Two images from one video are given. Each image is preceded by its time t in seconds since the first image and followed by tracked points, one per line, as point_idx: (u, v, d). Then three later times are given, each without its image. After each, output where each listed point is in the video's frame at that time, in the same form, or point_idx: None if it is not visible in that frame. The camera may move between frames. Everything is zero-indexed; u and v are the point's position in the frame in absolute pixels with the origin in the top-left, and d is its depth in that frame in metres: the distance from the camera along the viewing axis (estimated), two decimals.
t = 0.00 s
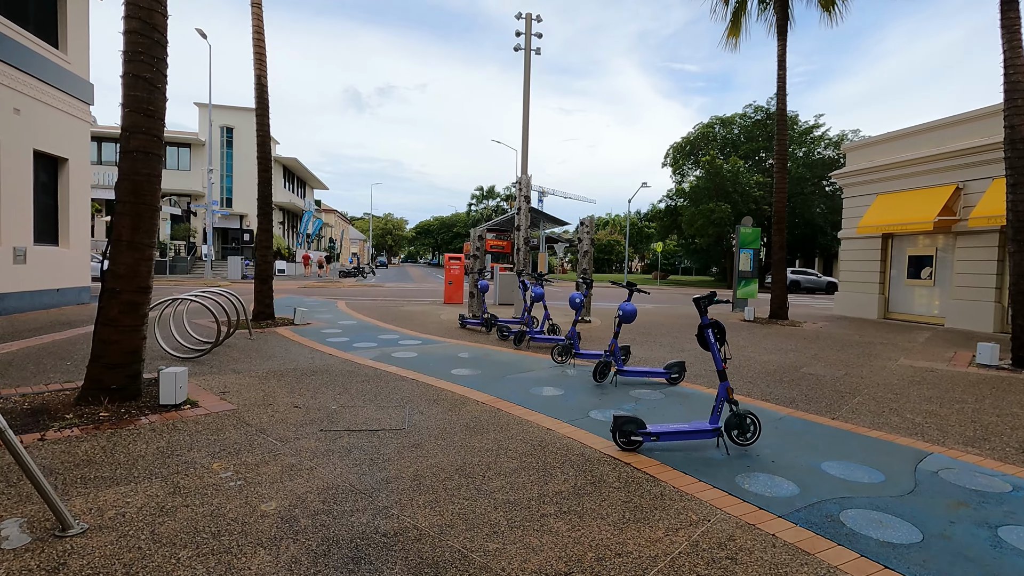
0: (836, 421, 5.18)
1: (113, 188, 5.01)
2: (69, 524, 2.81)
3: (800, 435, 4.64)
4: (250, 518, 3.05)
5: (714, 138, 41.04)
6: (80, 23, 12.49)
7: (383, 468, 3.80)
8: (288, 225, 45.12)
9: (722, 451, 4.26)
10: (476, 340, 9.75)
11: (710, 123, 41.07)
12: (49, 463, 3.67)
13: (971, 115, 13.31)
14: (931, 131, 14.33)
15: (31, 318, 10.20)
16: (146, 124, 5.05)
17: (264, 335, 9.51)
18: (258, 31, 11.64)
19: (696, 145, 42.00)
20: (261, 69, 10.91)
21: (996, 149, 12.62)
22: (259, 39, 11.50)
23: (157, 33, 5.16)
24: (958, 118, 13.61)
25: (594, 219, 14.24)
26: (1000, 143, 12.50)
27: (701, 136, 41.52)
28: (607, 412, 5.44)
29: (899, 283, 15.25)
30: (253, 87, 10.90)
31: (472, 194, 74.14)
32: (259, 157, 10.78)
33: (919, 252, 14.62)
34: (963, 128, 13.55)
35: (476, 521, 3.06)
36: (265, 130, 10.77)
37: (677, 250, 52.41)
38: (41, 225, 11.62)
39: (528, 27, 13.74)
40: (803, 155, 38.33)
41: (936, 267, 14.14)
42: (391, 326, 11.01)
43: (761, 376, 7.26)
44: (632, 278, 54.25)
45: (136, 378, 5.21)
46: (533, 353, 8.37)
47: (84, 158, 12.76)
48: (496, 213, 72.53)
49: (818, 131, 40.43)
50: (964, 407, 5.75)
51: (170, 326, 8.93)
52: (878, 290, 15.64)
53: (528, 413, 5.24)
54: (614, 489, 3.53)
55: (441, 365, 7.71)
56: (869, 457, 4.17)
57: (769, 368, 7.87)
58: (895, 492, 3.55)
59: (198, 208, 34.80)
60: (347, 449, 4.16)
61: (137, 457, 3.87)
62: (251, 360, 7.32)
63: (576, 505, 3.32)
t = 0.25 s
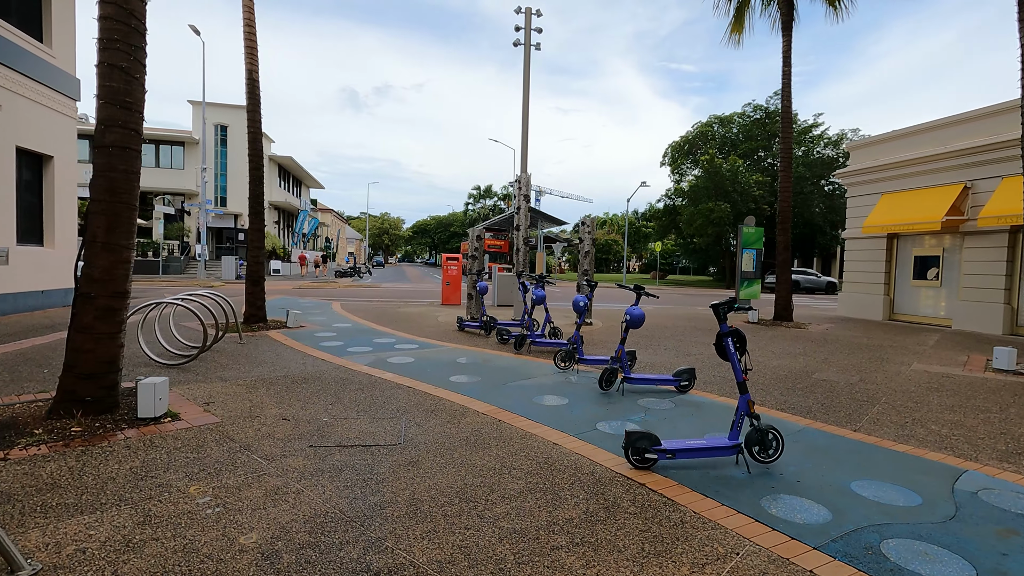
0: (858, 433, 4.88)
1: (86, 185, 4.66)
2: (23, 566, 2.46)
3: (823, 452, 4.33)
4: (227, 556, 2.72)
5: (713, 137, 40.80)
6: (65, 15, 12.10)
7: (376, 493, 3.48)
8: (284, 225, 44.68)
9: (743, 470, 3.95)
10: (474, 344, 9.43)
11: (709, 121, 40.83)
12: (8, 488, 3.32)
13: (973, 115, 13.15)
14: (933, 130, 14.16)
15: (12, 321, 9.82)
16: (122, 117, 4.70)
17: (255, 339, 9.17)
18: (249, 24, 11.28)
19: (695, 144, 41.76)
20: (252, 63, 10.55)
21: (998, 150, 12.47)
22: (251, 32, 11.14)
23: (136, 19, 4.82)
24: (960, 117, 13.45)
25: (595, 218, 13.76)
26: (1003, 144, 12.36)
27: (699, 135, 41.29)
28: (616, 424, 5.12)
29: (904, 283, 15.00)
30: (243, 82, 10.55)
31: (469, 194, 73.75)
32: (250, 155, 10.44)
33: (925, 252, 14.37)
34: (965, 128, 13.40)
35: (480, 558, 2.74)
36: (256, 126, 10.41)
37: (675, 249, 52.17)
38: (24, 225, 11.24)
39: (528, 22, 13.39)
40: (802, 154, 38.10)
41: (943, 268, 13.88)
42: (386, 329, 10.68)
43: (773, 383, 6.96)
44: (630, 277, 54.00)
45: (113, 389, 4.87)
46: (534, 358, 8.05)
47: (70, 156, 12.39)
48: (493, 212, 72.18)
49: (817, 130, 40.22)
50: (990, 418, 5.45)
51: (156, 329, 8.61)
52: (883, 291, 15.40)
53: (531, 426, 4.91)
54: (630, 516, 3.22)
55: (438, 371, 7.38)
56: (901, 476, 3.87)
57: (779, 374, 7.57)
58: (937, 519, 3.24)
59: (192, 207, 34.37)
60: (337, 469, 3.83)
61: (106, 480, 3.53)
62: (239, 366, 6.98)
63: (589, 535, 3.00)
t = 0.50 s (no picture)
0: (889, 444, 4.55)
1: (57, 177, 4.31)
2: None
3: (855, 465, 4.00)
4: None
5: (714, 136, 40.49)
6: (53, 7, 11.74)
7: (368, 515, 3.13)
8: (282, 224, 44.28)
9: (772, 487, 3.60)
10: (474, 346, 9.09)
11: (710, 120, 40.53)
12: None
13: (974, 113, 13.10)
14: (934, 128, 14.09)
15: None
16: (96, 103, 4.36)
17: (247, 341, 8.82)
18: (242, 16, 10.93)
19: (696, 144, 41.47)
20: (245, 56, 10.20)
21: (998, 149, 12.44)
22: (244, 24, 10.79)
23: None
24: (961, 116, 13.39)
25: (599, 216, 13.22)
26: (1003, 143, 12.33)
27: (700, 134, 41.01)
28: (629, 434, 4.77)
29: (914, 283, 14.69)
30: (236, 75, 10.20)
31: (468, 193, 73.38)
32: (243, 150, 10.09)
33: (936, 251, 14.06)
34: (966, 126, 13.35)
35: None
36: (249, 121, 10.07)
37: (676, 249, 51.83)
38: (10, 223, 10.89)
39: (529, 15, 13.05)
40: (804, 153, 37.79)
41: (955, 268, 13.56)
42: (384, 331, 10.31)
43: (788, 387, 6.63)
44: (631, 277, 53.62)
45: (87, 396, 4.52)
46: (538, 362, 7.69)
47: (58, 152, 12.03)
48: (493, 212, 71.80)
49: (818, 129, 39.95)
50: None
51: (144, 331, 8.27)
52: (892, 291, 15.08)
53: (538, 437, 4.56)
54: (653, 543, 2.88)
55: (437, 376, 7.03)
56: (944, 493, 3.54)
57: (794, 377, 7.24)
58: (994, 544, 2.91)
59: (188, 206, 33.98)
60: (326, 488, 3.49)
61: (70, 501, 3.18)
62: (228, 371, 6.62)
63: (608, 566, 2.66)
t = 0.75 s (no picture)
0: (924, 461, 4.21)
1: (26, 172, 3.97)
2: None
3: (894, 486, 3.66)
4: None
5: (718, 134, 40.12)
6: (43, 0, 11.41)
7: (359, 549, 2.78)
8: (281, 224, 43.93)
9: (807, 514, 3.26)
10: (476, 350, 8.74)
11: (714, 119, 40.16)
12: None
13: (976, 113, 12.99)
14: (938, 128, 13.95)
15: None
16: (68, 92, 4.02)
17: (240, 344, 8.50)
18: (237, 8, 10.59)
19: (699, 143, 41.11)
20: (239, 50, 9.87)
21: (999, 150, 12.38)
22: (238, 17, 10.45)
23: None
24: (963, 115, 13.29)
25: (605, 215, 12.14)
26: (1004, 143, 12.25)
27: (703, 133, 40.65)
28: (643, 448, 4.43)
29: (926, 284, 14.34)
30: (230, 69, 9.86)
31: (469, 193, 73.03)
32: (237, 147, 9.76)
33: (949, 251, 13.71)
34: (967, 126, 13.26)
35: None
36: (243, 117, 9.73)
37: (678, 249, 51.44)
38: None
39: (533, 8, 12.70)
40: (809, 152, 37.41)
41: (970, 268, 13.21)
42: (382, 334, 9.96)
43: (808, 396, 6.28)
44: (633, 278, 53.22)
45: (60, 409, 4.19)
46: (543, 368, 7.35)
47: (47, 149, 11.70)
48: (494, 212, 71.44)
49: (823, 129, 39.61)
50: None
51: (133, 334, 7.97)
52: (903, 292, 14.72)
53: (546, 453, 4.22)
54: None
55: (438, 383, 6.68)
56: (997, 520, 3.20)
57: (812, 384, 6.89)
58: None
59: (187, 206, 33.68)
60: (314, 515, 3.15)
61: (27, 532, 2.85)
62: (217, 378, 6.29)
63: None
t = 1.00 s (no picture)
0: (973, 474, 3.86)
1: None
2: None
3: (947, 504, 3.33)
4: None
5: (723, 133, 39.74)
6: None
7: None
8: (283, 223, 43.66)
9: (856, 538, 2.92)
10: (481, 352, 8.41)
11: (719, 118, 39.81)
12: None
13: (976, 112, 13.13)
14: (941, 128, 13.98)
15: None
16: (42, 73, 3.70)
17: (237, 345, 8.17)
18: None
19: (704, 142, 40.72)
20: (236, 41, 9.55)
21: (998, 149, 12.45)
22: (236, 8, 10.15)
23: None
24: (961, 115, 13.44)
25: (612, 212, 11.74)
26: (1004, 143, 12.32)
27: (708, 131, 40.28)
28: (664, 459, 4.09)
29: (942, 284, 13.97)
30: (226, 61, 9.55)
31: (472, 193, 72.68)
32: (234, 141, 9.45)
33: (967, 250, 13.34)
34: (966, 126, 13.41)
35: None
36: (240, 111, 9.42)
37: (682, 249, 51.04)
38: None
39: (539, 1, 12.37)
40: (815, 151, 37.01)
41: (988, 268, 12.84)
42: (385, 334, 9.62)
43: (834, 401, 5.93)
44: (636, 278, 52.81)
45: (35, 417, 3.87)
46: (553, 371, 7.01)
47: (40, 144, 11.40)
48: (496, 212, 71.09)
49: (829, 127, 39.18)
50: None
51: (124, 336, 7.64)
52: (918, 292, 14.35)
53: (562, 466, 3.88)
54: None
55: (442, 387, 6.35)
56: None
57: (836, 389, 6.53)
58: None
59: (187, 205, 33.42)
60: (307, 539, 2.82)
61: None
62: (210, 382, 5.97)
63: None
